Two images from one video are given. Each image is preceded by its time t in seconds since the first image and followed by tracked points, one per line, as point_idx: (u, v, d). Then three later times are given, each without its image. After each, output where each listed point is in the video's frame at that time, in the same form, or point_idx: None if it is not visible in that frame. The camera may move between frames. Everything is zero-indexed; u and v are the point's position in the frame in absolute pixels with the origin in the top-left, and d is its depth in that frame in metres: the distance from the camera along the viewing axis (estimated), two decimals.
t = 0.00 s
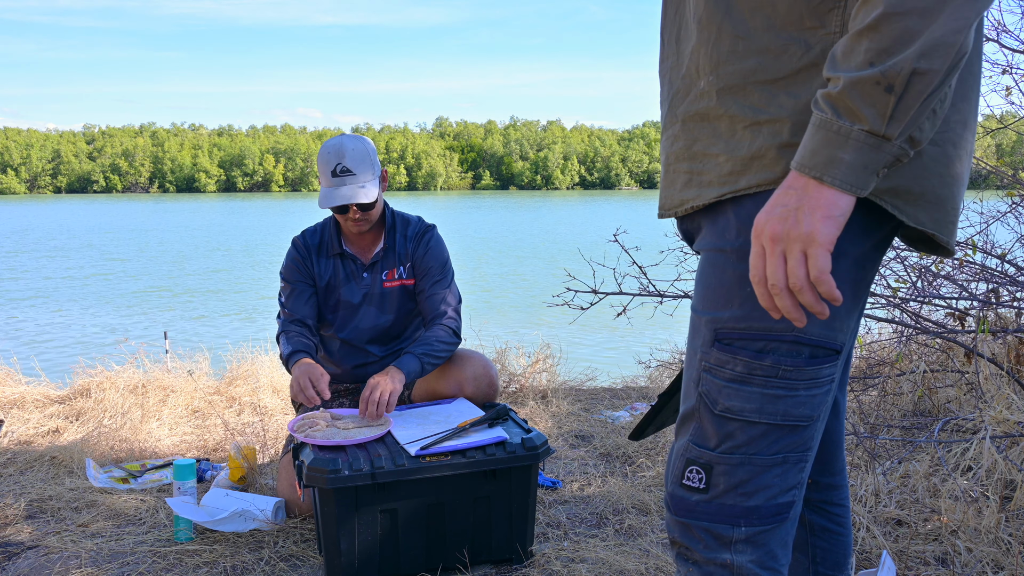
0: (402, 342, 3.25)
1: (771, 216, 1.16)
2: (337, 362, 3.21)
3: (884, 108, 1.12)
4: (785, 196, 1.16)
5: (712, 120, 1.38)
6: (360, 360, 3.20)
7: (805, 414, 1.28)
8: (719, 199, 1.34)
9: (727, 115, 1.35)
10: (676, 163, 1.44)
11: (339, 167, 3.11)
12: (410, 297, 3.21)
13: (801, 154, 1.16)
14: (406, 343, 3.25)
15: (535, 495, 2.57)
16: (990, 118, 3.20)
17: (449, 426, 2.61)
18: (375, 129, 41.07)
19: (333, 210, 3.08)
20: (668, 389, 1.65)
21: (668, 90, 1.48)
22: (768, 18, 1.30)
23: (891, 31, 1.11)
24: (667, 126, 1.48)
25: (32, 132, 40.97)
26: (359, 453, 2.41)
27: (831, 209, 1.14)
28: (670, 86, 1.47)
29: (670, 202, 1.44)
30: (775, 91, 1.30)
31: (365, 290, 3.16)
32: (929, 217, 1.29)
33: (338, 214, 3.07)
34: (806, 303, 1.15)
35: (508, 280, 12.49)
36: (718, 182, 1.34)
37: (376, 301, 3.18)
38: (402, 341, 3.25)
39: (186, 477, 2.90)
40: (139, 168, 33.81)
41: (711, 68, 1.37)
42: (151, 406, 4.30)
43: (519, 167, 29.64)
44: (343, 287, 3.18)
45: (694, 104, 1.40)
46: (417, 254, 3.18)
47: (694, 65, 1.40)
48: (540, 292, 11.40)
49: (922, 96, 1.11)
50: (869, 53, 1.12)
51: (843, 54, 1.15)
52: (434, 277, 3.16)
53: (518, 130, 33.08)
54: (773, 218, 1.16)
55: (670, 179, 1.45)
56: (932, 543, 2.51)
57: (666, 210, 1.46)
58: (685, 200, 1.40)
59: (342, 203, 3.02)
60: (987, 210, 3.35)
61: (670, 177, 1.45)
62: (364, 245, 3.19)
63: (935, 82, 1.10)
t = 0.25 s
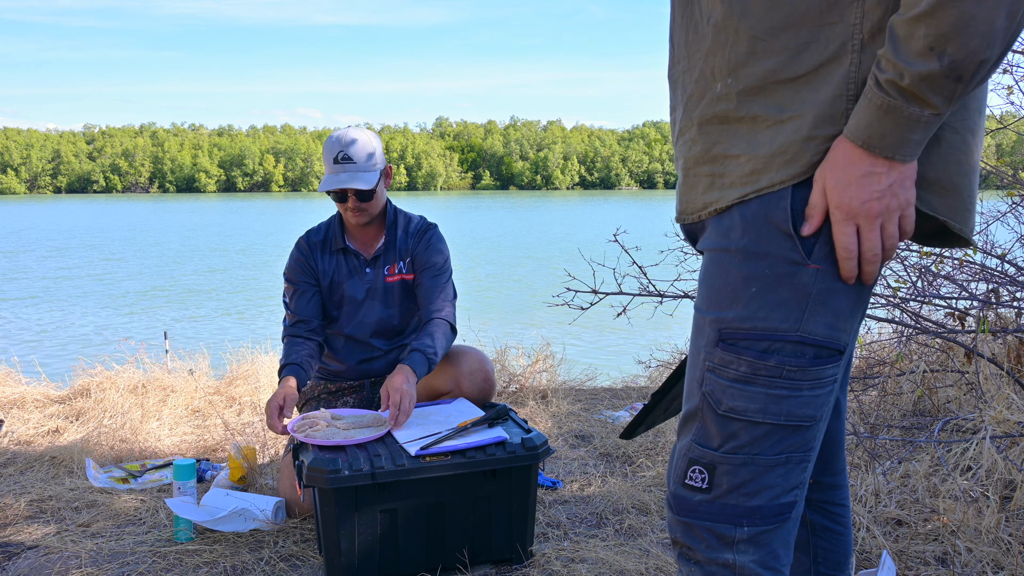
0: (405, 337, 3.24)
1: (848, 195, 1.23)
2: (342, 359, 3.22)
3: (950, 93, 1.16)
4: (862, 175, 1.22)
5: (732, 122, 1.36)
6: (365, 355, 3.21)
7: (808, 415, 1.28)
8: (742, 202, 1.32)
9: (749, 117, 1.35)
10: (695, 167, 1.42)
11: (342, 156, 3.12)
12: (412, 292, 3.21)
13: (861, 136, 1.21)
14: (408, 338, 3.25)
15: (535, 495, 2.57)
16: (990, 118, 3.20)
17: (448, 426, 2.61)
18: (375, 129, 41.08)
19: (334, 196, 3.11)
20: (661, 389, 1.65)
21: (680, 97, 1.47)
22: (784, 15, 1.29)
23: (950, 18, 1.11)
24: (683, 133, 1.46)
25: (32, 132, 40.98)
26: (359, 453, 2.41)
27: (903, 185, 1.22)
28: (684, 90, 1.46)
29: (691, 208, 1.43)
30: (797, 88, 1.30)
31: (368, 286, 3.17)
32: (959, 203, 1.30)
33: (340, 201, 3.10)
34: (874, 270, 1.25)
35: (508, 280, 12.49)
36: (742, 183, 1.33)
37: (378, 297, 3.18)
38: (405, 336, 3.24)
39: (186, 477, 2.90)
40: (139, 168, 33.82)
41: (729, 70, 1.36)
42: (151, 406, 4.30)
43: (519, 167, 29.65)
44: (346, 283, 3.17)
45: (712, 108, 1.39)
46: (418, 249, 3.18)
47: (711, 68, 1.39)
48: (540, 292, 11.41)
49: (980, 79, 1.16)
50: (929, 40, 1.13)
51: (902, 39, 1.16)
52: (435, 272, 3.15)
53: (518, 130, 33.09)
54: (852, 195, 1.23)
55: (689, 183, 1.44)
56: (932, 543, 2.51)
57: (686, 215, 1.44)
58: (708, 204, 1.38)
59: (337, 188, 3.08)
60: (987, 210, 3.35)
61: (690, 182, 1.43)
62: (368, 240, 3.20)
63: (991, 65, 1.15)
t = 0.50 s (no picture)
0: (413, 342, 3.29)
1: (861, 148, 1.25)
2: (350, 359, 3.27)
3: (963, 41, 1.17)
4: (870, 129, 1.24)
5: (746, 121, 1.35)
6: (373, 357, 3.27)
7: (808, 413, 1.28)
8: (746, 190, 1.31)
9: (764, 114, 1.34)
10: (706, 168, 1.40)
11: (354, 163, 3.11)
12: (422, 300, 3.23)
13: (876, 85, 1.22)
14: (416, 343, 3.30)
15: (536, 495, 2.57)
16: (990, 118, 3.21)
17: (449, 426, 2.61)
18: (375, 130, 41.09)
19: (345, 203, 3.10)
20: (652, 384, 1.63)
21: (689, 99, 1.45)
22: (798, 10, 1.29)
23: None
24: (694, 136, 1.45)
25: (32, 132, 40.99)
26: (359, 453, 2.41)
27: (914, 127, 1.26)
28: (692, 95, 1.44)
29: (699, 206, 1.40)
30: (811, 79, 1.30)
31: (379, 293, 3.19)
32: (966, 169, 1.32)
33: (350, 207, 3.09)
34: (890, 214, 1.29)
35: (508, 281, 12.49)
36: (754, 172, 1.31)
37: (389, 304, 3.21)
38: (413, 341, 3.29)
39: (186, 477, 2.89)
40: (139, 168, 33.82)
41: (745, 70, 1.35)
42: (151, 406, 4.30)
43: (519, 167, 29.66)
44: (359, 289, 3.19)
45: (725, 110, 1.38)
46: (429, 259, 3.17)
47: (723, 69, 1.37)
48: (540, 292, 11.41)
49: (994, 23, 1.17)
50: None
51: None
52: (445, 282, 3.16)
53: (518, 130, 33.11)
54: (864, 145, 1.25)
55: (699, 184, 1.42)
56: (932, 543, 2.51)
57: (693, 212, 1.42)
58: (718, 195, 1.36)
59: (348, 196, 3.05)
60: (987, 210, 3.35)
61: (701, 182, 1.42)
62: (379, 247, 3.19)
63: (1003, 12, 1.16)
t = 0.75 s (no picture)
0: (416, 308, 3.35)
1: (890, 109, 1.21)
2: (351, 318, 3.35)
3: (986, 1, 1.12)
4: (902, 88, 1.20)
5: (753, 118, 1.35)
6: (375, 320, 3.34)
7: (807, 413, 1.28)
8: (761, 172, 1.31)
9: (772, 109, 1.33)
10: (713, 166, 1.40)
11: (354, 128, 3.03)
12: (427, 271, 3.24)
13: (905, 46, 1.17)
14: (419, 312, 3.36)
15: (535, 495, 2.57)
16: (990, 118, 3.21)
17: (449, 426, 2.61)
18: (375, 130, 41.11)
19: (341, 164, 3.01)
20: (652, 383, 1.64)
21: (695, 99, 1.46)
22: (805, 7, 1.29)
23: None
24: (703, 136, 1.45)
25: (32, 132, 41.00)
26: (359, 454, 2.41)
27: (947, 92, 1.21)
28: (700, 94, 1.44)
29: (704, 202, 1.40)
30: (818, 74, 1.29)
31: (382, 261, 3.20)
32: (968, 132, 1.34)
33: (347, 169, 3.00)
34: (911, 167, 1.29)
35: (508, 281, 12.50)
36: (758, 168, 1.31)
37: (392, 272, 3.22)
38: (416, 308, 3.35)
39: (186, 477, 2.90)
40: (139, 168, 33.83)
41: (752, 68, 1.35)
42: (151, 406, 4.30)
43: (519, 168, 29.67)
44: (361, 256, 3.20)
45: (733, 107, 1.38)
46: (436, 235, 3.14)
47: (730, 68, 1.38)
48: (540, 292, 11.42)
49: None
50: None
51: None
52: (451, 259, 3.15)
53: (518, 130, 33.13)
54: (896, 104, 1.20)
55: (705, 182, 1.42)
56: (932, 543, 2.51)
57: (696, 208, 1.42)
58: (723, 190, 1.36)
59: (347, 158, 2.96)
60: (988, 210, 3.35)
61: (707, 180, 1.41)
62: (384, 215, 3.16)
63: None
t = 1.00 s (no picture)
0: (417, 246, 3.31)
1: (871, 105, 1.23)
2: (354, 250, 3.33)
3: None
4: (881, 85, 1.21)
5: (754, 116, 1.35)
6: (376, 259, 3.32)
7: (806, 413, 1.28)
8: (760, 170, 1.32)
9: (774, 108, 1.33)
10: (715, 164, 1.41)
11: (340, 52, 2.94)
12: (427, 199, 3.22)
13: (890, 41, 1.19)
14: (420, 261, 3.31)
15: (536, 495, 2.57)
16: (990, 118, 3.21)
17: (449, 426, 2.61)
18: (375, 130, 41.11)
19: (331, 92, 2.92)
20: (662, 385, 1.64)
21: (696, 98, 1.46)
22: (807, 7, 1.29)
23: None
24: (705, 135, 1.45)
25: (32, 132, 40.99)
26: (359, 454, 2.41)
27: (944, 91, 1.20)
28: (701, 92, 1.44)
29: (704, 200, 1.41)
30: (818, 73, 1.29)
31: (381, 186, 3.19)
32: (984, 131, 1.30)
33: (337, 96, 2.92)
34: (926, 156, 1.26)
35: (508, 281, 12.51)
36: (757, 166, 1.32)
37: (392, 199, 3.20)
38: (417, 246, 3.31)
39: (187, 477, 2.90)
40: (139, 168, 33.83)
41: (754, 67, 1.36)
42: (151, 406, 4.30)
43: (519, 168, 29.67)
44: (359, 181, 3.20)
45: (734, 106, 1.39)
46: (436, 160, 3.14)
47: (732, 67, 1.38)
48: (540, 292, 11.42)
49: None
50: None
51: None
52: (450, 182, 3.15)
53: (518, 130, 33.15)
54: (879, 102, 1.22)
55: (705, 179, 1.42)
56: (932, 544, 2.51)
57: (696, 205, 1.43)
58: (723, 187, 1.37)
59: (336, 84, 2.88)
60: (987, 210, 3.36)
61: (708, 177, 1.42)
62: (383, 138, 3.18)
63: None
